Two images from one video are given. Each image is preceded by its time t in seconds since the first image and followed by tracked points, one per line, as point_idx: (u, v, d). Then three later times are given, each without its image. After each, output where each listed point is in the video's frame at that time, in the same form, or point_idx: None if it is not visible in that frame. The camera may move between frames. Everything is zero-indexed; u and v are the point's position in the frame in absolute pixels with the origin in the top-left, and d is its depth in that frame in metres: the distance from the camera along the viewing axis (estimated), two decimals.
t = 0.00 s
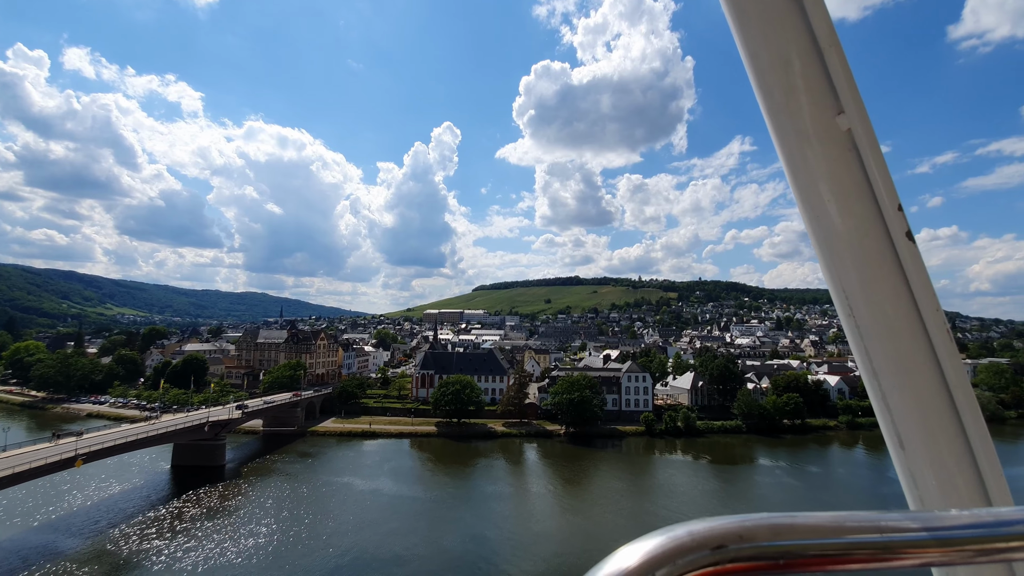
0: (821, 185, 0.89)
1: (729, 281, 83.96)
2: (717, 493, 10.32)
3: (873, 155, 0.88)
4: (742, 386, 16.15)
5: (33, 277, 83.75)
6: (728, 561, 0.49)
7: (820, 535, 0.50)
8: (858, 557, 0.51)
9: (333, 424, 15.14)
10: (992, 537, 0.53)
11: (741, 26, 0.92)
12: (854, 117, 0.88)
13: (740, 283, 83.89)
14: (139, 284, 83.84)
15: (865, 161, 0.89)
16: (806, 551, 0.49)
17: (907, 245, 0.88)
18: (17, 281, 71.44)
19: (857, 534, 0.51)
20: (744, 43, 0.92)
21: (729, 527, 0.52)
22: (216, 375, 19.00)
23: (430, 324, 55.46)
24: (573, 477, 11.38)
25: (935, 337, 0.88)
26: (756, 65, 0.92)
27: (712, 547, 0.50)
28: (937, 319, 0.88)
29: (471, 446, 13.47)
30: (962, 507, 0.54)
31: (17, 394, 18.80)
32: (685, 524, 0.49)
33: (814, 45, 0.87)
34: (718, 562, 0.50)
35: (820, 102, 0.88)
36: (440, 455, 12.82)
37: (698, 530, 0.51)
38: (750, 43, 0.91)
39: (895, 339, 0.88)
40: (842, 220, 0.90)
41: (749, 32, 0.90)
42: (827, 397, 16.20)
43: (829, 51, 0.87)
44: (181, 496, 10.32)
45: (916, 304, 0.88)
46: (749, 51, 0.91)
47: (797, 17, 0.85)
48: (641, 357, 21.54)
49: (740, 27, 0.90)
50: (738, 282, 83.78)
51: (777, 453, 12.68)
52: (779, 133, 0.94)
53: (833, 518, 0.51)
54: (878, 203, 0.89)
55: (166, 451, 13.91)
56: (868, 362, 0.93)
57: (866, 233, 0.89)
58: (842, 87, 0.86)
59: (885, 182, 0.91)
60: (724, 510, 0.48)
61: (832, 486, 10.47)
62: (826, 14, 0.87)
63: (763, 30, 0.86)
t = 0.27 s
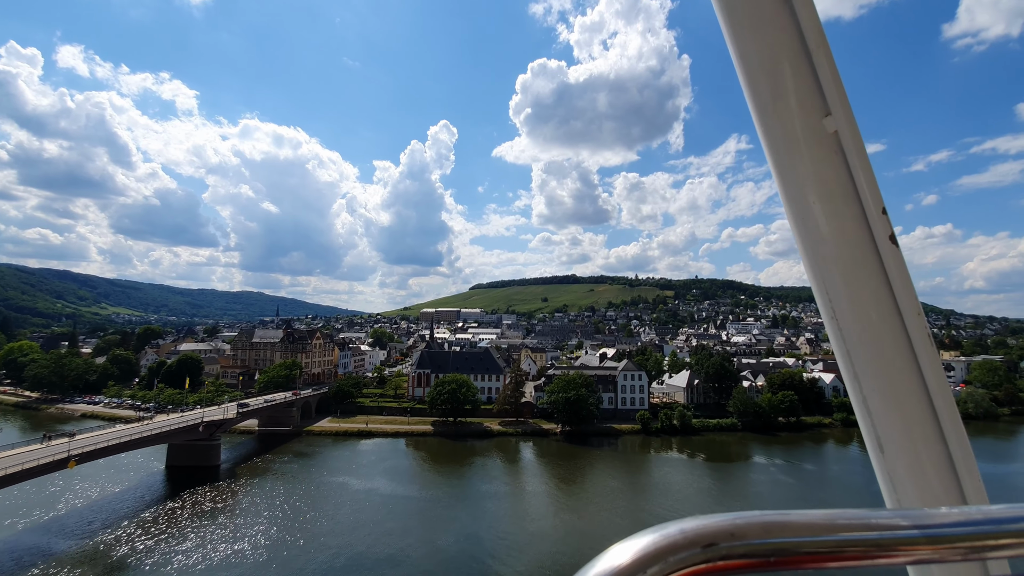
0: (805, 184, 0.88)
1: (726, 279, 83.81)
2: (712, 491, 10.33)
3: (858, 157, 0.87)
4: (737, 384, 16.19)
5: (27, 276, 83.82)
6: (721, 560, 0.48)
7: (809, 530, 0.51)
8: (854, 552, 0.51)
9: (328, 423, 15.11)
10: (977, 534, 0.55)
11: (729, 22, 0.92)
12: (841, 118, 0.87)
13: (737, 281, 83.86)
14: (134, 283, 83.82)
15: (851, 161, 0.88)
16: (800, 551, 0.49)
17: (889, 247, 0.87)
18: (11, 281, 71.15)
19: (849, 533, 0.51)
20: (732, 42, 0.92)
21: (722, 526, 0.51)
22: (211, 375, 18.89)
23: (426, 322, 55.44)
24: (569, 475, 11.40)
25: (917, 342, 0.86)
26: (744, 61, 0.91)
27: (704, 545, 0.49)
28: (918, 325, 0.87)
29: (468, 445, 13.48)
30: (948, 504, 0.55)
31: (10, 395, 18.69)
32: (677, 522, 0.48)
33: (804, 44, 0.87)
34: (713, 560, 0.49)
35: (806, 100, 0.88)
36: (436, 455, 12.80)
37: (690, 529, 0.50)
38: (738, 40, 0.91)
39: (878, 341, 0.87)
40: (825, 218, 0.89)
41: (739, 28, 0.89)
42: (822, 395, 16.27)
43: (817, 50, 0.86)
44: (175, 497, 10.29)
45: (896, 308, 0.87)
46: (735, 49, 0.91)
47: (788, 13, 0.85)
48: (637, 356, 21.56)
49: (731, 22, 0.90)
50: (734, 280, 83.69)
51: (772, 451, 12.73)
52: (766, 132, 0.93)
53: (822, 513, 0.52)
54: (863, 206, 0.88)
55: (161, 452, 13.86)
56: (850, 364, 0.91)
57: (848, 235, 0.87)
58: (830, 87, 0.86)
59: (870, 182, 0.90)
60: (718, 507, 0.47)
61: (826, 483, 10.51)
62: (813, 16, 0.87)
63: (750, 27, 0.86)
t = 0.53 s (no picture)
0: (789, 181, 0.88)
1: (724, 277, 83.85)
2: (709, 489, 10.32)
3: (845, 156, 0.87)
4: (734, 382, 16.21)
5: (23, 277, 83.70)
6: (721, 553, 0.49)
7: (805, 523, 0.52)
8: (859, 546, 0.52)
9: (325, 424, 15.08)
10: (988, 528, 0.54)
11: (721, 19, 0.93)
12: (829, 116, 0.87)
13: (735, 279, 83.80)
14: (131, 283, 83.80)
15: (838, 158, 0.87)
16: (795, 544, 0.50)
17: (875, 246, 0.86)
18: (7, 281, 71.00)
19: (851, 524, 0.52)
20: (724, 38, 0.92)
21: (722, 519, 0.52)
22: (208, 375, 18.85)
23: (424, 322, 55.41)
24: (567, 474, 11.40)
25: (901, 342, 0.85)
26: (735, 57, 0.92)
27: (704, 539, 0.50)
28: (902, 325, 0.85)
29: (465, 445, 13.47)
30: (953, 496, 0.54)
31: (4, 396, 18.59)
32: (676, 517, 0.49)
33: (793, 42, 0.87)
34: (712, 552, 0.50)
35: (795, 97, 0.88)
36: (433, 455, 12.79)
37: (690, 523, 0.51)
38: (730, 36, 0.92)
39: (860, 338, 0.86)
40: (810, 215, 0.88)
41: (730, 25, 0.90)
42: (819, 393, 16.31)
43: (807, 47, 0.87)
44: (171, 498, 10.26)
45: (880, 307, 0.85)
46: (726, 45, 0.92)
47: (777, 10, 0.85)
48: (634, 355, 21.57)
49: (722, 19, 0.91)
50: (732, 279, 83.75)
51: (769, 449, 12.74)
52: (753, 129, 0.93)
53: (822, 507, 0.53)
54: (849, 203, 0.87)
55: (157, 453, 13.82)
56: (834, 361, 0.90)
57: (832, 231, 0.87)
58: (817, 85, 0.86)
59: (857, 180, 0.89)
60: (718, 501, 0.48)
61: (822, 481, 10.53)
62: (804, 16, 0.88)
63: (739, 25, 0.87)
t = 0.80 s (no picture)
0: (778, 177, 0.86)
1: (722, 276, 83.89)
2: (707, 488, 10.34)
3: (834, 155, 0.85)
4: (732, 381, 16.22)
5: (20, 278, 83.72)
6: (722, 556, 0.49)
7: (805, 526, 0.52)
8: (864, 548, 0.53)
9: (323, 424, 15.06)
10: (988, 529, 0.54)
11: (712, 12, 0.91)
12: (817, 116, 0.86)
13: (733, 278, 83.81)
14: (129, 284, 83.83)
15: (827, 157, 0.85)
16: (798, 544, 0.50)
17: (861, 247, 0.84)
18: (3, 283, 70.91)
19: (856, 526, 0.52)
20: (715, 31, 0.91)
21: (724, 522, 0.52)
22: (205, 376, 18.81)
23: (422, 322, 55.37)
24: (564, 474, 11.41)
25: (883, 347, 0.83)
26: (724, 52, 0.90)
27: (706, 542, 0.50)
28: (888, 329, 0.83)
29: (462, 444, 13.46)
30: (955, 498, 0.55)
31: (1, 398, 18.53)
32: (678, 519, 0.49)
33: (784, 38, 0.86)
34: (714, 556, 0.50)
35: (785, 93, 0.86)
36: (431, 455, 12.78)
37: (692, 526, 0.50)
38: (721, 30, 0.90)
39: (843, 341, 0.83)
40: (795, 213, 0.86)
41: (722, 18, 0.88)
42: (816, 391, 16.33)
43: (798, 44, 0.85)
44: (167, 499, 10.25)
45: (864, 309, 0.83)
46: (717, 38, 0.90)
47: (769, 3, 0.84)
48: (632, 354, 21.57)
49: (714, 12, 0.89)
50: (730, 278, 83.75)
51: (766, 448, 12.76)
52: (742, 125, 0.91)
53: (826, 508, 0.53)
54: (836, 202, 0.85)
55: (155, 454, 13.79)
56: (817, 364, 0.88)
57: (820, 230, 0.84)
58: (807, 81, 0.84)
59: (845, 181, 0.87)
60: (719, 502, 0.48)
61: (820, 480, 10.55)
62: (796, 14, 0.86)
63: (729, 18, 0.86)
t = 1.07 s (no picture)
0: (754, 175, 0.85)
1: (721, 274, 83.91)
2: (705, 487, 10.35)
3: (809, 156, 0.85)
4: (730, 379, 16.25)
5: (18, 279, 83.67)
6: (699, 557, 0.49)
7: (785, 525, 0.51)
8: (844, 548, 0.53)
9: (321, 424, 15.06)
10: (964, 525, 0.55)
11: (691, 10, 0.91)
12: (793, 117, 0.86)
13: (731, 276, 83.79)
14: (127, 285, 83.83)
15: (801, 159, 0.86)
16: (773, 545, 0.50)
17: (834, 249, 0.85)
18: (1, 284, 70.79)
19: (838, 525, 0.52)
20: (694, 28, 0.90)
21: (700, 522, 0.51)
22: (203, 377, 18.79)
23: (421, 321, 55.36)
24: (562, 473, 11.42)
25: (853, 348, 0.83)
26: (703, 49, 0.90)
27: (681, 543, 0.50)
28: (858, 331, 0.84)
29: (460, 444, 13.48)
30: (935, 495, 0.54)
31: None
32: (655, 520, 0.49)
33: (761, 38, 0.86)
34: (691, 556, 0.50)
35: (762, 93, 0.86)
36: (429, 454, 12.79)
37: (668, 527, 0.50)
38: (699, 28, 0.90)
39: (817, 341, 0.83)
40: (770, 212, 0.87)
41: (700, 15, 0.88)
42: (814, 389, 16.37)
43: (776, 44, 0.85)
44: (164, 500, 10.25)
45: (835, 311, 0.84)
46: (696, 35, 0.90)
47: (746, 3, 0.84)
48: (630, 352, 21.60)
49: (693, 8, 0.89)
50: (728, 276, 83.67)
51: (764, 446, 12.79)
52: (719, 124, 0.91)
53: (807, 508, 0.52)
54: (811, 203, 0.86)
55: (153, 455, 13.79)
56: (789, 365, 0.88)
57: (795, 230, 0.85)
58: (783, 81, 0.84)
59: (819, 182, 0.88)
60: (694, 507, 0.48)
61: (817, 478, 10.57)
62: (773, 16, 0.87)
63: (709, 15, 0.85)
